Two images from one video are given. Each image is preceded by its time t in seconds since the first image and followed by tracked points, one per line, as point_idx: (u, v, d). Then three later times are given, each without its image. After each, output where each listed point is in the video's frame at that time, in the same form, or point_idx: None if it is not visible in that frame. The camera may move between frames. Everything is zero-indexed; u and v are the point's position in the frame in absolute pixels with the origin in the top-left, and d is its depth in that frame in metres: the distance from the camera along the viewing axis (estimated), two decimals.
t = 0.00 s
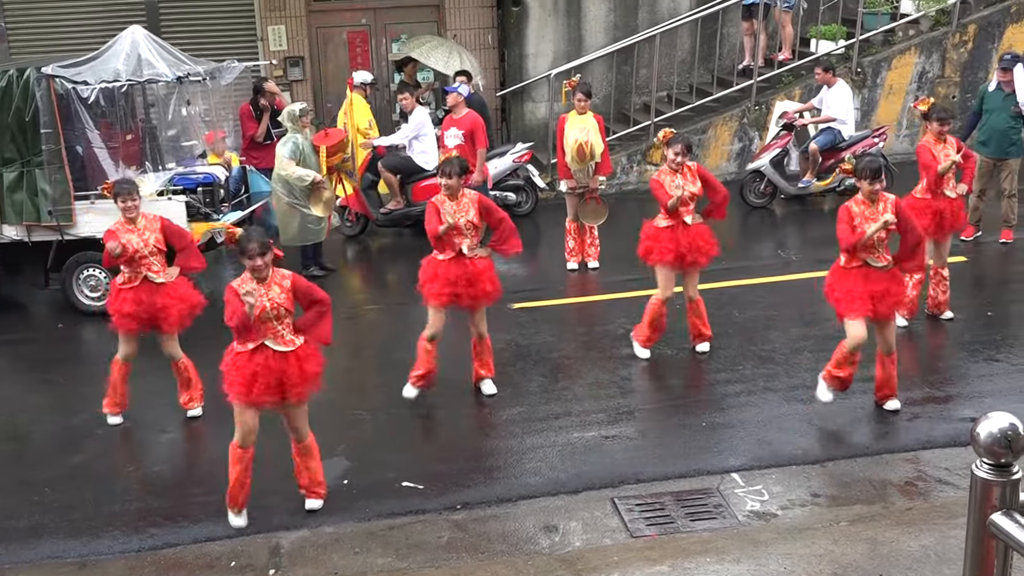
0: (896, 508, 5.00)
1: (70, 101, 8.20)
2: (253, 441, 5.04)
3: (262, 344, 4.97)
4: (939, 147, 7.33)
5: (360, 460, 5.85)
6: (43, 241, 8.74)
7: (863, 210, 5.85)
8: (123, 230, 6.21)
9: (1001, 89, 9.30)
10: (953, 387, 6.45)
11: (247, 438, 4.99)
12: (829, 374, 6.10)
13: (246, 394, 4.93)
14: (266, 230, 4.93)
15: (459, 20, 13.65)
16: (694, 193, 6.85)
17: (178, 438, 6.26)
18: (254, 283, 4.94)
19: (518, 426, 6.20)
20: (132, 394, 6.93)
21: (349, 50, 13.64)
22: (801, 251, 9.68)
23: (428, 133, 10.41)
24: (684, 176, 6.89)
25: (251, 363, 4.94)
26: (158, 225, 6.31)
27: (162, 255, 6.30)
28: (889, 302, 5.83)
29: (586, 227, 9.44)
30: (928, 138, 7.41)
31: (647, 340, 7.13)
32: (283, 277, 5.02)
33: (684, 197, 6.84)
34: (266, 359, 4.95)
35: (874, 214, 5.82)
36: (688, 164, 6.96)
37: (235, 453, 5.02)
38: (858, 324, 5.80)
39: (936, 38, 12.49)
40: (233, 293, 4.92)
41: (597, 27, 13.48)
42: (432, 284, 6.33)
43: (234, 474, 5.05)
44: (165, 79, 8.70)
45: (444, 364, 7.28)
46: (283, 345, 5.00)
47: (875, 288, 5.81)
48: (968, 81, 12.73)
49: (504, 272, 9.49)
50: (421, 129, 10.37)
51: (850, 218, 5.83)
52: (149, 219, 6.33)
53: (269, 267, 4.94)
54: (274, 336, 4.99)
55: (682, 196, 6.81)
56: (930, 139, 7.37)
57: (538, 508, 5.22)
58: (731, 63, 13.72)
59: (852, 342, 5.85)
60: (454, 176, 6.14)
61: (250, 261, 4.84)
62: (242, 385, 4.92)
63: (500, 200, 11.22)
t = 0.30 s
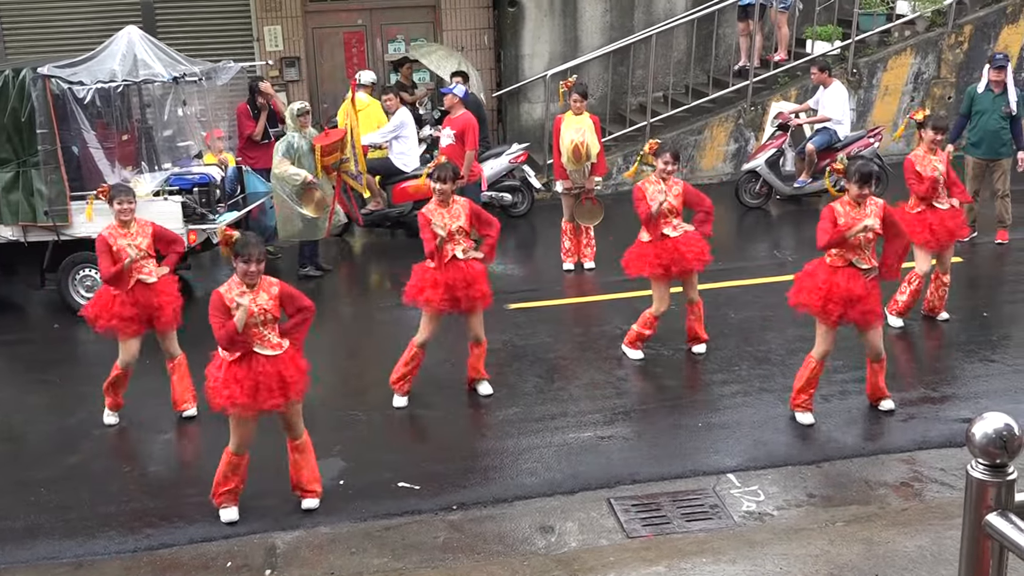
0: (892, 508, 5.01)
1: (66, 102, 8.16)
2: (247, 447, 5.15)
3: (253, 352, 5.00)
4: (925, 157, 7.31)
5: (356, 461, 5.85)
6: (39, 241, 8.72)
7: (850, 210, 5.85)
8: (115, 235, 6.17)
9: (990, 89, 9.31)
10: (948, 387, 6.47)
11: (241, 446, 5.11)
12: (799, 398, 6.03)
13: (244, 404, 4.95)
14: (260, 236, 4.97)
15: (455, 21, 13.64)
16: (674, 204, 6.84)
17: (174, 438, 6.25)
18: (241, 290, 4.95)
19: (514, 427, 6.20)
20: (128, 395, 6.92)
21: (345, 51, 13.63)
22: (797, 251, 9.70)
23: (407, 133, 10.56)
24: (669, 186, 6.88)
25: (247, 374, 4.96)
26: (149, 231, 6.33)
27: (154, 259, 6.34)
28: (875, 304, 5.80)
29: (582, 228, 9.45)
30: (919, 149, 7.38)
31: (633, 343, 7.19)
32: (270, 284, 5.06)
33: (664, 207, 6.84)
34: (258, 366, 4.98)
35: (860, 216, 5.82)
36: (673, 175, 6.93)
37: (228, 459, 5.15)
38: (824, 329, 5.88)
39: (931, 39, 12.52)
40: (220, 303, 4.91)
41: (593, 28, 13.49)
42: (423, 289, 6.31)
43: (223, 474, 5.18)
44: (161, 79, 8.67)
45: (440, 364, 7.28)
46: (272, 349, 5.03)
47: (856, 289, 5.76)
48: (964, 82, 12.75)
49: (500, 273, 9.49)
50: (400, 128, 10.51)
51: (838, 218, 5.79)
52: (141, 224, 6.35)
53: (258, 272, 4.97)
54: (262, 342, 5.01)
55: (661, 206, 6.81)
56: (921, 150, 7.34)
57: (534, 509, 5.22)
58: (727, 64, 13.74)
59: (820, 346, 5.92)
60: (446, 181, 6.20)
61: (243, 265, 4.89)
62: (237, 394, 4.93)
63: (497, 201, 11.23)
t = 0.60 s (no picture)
0: (890, 508, 5.01)
1: (63, 102, 8.10)
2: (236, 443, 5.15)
3: (242, 349, 5.01)
4: (928, 150, 7.44)
5: (354, 461, 5.84)
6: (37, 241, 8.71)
7: (844, 205, 5.89)
8: (121, 237, 6.24)
9: (986, 88, 9.29)
10: (946, 387, 6.47)
11: (230, 442, 5.11)
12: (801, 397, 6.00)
13: (226, 399, 4.98)
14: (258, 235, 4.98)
15: (453, 21, 13.63)
16: (674, 198, 6.93)
17: (172, 438, 6.25)
18: (235, 286, 4.98)
19: (513, 427, 6.20)
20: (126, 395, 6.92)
21: (343, 51, 13.63)
22: (795, 251, 9.71)
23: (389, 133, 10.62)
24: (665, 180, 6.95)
25: (234, 370, 4.99)
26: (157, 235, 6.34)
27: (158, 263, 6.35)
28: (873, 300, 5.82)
29: (580, 227, 9.45)
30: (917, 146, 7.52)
31: (622, 345, 7.14)
32: (264, 281, 5.08)
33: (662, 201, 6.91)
34: (246, 363, 5.00)
35: (854, 210, 5.87)
36: (666, 168, 7.00)
37: (218, 457, 5.15)
38: (826, 322, 5.85)
39: (929, 39, 12.52)
40: (213, 300, 4.93)
41: (591, 28, 13.49)
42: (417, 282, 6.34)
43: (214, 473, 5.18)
44: (158, 80, 8.65)
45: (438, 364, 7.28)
46: (262, 348, 5.05)
47: (853, 283, 5.80)
48: (961, 82, 12.76)
49: (498, 273, 9.49)
50: (383, 129, 10.57)
51: (830, 212, 5.86)
52: (147, 226, 6.36)
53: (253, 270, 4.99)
54: (253, 340, 5.04)
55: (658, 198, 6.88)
56: (918, 146, 7.48)
57: (533, 509, 5.22)
58: (725, 63, 13.75)
59: (822, 343, 5.89)
60: (443, 172, 6.31)
61: (235, 262, 4.88)
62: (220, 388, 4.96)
63: (495, 201, 11.22)
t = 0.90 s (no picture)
0: (891, 509, 5.01)
1: (64, 104, 8.18)
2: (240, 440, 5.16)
3: (247, 348, 5.05)
4: (910, 143, 7.51)
5: (354, 463, 5.84)
6: (38, 243, 8.72)
7: (845, 195, 5.93)
8: (108, 239, 6.31)
9: (988, 89, 9.30)
10: (947, 388, 6.46)
11: (234, 438, 5.14)
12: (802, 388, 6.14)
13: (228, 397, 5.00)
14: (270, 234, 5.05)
15: (453, 23, 13.63)
16: (652, 187, 7.00)
17: (173, 440, 6.25)
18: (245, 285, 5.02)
19: (513, 428, 6.20)
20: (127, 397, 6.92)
21: (343, 52, 13.64)
22: (795, 252, 9.71)
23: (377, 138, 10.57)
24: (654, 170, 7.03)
25: (237, 367, 5.01)
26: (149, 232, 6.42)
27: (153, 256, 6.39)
28: (874, 294, 5.86)
29: (581, 229, 9.45)
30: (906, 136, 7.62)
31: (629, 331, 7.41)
32: (275, 284, 5.09)
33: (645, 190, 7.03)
34: (249, 363, 5.02)
35: (854, 201, 5.89)
36: (660, 158, 7.09)
37: (221, 451, 5.15)
38: (827, 316, 5.93)
39: (929, 40, 12.52)
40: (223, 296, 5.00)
41: (591, 29, 13.50)
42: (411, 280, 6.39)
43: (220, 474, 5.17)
44: (159, 82, 8.64)
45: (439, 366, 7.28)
46: (267, 351, 5.07)
47: (859, 278, 5.84)
48: (962, 83, 12.76)
49: (498, 274, 9.50)
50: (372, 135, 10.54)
51: (829, 202, 5.88)
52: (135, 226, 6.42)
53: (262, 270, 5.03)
54: (259, 341, 5.06)
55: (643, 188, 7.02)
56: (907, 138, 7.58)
57: (534, 510, 5.22)
58: (725, 64, 13.75)
59: (826, 336, 5.98)
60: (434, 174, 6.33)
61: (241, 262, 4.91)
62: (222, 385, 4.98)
63: (495, 202, 11.23)
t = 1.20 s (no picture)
0: (895, 510, 5.01)
1: (67, 104, 8.20)
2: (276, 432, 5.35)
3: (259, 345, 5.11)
4: (899, 150, 7.50)
5: (358, 462, 5.85)
6: (41, 244, 8.73)
7: (832, 202, 5.96)
8: (118, 225, 6.26)
9: (995, 89, 9.28)
10: (951, 389, 6.45)
11: (272, 432, 5.34)
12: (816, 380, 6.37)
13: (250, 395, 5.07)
14: (270, 231, 5.09)
15: (456, 23, 13.63)
16: (641, 197, 7.01)
17: (176, 440, 6.25)
18: (248, 284, 5.06)
19: (517, 428, 6.20)
20: (131, 397, 6.93)
21: (346, 53, 13.65)
22: (799, 252, 9.70)
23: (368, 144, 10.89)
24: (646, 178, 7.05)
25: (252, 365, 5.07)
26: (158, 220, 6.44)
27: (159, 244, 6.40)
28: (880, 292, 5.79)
29: (584, 229, 9.44)
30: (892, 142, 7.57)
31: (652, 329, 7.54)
32: (279, 280, 5.13)
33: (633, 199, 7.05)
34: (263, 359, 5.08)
35: (839, 209, 5.91)
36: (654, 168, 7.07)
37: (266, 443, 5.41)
38: (841, 323, 6.02)
39: (933, 40, 12.51)
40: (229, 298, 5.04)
41: (594, 29, 13.50)
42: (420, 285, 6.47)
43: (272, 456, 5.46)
44: (161, 82, 8.64)
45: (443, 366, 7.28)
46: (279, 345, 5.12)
47: (857, 281, 5.82)
48: (966, 83, 12.74)
49: (501, 275, 9.49)
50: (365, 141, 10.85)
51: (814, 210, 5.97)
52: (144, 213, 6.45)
53: (266, 267, 5.06)
54: (270, 337, 5.13)
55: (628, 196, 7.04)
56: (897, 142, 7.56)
57: (537, 510, 5.22)
58: (729, 65, 13.75)
59: (837, 338, 6.14)
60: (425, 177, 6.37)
61: (253, 259, 4.98)
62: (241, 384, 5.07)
63: (498, 203, 11.22)
